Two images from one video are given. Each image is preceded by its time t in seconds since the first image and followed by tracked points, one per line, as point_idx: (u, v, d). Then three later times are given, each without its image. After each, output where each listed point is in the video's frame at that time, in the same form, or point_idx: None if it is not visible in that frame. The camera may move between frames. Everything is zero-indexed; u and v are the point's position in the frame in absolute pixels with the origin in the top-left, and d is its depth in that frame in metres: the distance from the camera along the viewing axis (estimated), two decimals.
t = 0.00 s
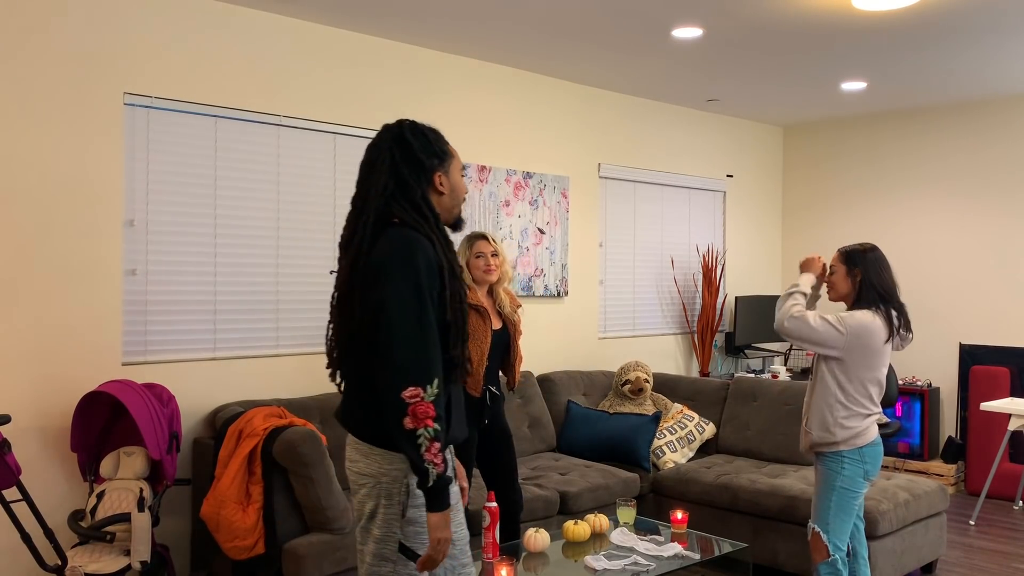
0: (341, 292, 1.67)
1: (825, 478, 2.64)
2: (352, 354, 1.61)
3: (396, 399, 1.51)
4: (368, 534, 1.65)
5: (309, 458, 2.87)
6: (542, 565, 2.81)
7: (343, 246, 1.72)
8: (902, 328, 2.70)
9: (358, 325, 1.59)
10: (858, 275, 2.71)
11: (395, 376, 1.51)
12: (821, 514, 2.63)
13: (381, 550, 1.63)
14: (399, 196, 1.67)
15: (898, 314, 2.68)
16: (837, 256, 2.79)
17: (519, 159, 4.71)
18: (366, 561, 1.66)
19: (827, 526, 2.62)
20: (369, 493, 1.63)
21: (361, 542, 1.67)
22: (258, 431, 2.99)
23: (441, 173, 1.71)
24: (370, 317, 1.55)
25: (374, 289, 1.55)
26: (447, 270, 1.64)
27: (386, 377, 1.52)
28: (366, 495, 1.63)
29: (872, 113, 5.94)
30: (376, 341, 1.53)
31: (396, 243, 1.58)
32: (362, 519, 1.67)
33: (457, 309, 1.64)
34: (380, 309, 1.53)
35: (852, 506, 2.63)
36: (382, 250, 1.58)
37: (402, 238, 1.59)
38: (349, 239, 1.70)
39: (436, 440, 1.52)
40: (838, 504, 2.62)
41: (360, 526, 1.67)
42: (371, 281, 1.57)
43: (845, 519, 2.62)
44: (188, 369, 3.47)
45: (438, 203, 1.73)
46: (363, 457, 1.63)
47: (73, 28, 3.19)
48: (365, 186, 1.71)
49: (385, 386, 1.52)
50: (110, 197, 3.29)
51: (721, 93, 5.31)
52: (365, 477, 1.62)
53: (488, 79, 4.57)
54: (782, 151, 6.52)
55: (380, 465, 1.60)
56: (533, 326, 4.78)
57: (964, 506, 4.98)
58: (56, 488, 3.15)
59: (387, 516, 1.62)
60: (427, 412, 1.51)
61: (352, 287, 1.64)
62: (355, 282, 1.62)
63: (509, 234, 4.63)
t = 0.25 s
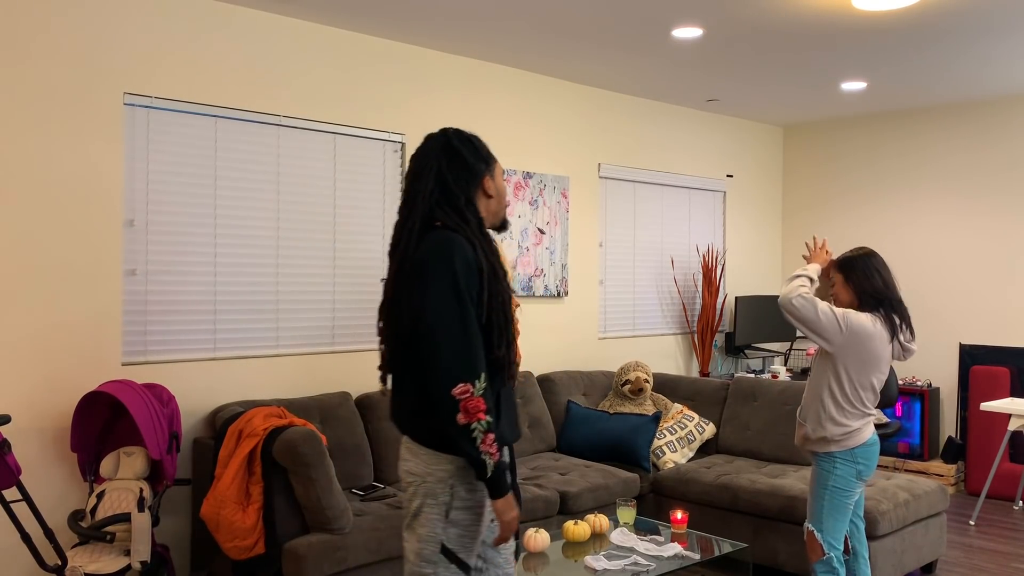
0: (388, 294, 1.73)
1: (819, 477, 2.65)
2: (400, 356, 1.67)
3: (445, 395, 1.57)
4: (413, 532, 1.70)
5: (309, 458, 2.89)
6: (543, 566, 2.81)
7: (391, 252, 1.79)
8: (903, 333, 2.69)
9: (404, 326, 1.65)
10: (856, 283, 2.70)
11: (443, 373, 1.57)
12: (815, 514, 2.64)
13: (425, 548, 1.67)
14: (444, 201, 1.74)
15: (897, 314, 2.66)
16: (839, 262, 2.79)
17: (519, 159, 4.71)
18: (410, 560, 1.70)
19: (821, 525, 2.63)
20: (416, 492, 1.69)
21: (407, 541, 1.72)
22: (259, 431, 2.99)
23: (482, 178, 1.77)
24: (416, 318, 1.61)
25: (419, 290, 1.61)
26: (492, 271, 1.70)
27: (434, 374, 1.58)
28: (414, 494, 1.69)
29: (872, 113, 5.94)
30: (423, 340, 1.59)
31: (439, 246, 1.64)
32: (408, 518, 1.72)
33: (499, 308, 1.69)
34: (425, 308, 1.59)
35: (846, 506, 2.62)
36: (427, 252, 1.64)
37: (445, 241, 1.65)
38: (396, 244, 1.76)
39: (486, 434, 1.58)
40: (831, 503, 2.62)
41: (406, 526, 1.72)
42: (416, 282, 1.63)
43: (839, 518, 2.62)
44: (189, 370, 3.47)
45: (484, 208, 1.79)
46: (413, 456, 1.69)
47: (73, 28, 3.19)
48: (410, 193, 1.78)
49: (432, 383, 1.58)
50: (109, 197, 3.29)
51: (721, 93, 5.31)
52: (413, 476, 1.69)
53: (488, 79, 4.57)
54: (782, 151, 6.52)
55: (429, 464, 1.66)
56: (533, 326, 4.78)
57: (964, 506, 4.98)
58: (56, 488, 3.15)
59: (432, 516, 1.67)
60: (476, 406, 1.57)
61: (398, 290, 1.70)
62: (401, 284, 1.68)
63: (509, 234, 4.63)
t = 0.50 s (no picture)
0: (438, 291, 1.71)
1: (819, 477, 2.65)
2: (453, 345, 1.65)
3: (502, 381, 1.55)
4: (471, 527, 1.65)
5: (310, 458, 2.90)
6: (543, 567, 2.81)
7: (437, 243, 1.77)
8: (903, 334, 2.70)
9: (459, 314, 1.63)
10: (854, 285, 2.71)
11: (501, 360, 1.56)
12: (814, 513, 2.64)
13: (487, 541, 1.62)
14: (495, 192, 1.72)
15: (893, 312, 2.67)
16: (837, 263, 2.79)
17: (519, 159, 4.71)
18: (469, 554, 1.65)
19: (821, 525, 2.62)
20: (472, 484, 1.63)
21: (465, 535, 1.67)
22: (259, 431, 2.98)
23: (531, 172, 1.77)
24: (474, 306, 1.59)
25: (477, 278, 1.59)
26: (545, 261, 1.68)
27: (490, 362, 1.56)
28: (471, 488, 1.63)
29: (872, 113, 5.94)
30: (480, 327, 1.58)
31: (493, 235, 1.62)
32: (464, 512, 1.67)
33: (550, 300, 1.68)
34: (483, 296, 1.58)
35: (846, 506, 2.62)
36: (481, 242, 1.62)
37: (501, 230, 1.63)
38: (442, 234, 1.74)
39: (543, 420, 1.57)
40: (831, 503, 2.62)
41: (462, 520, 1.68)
42: (472, 270, 1.61)
43: (839, 518, 2.62)
44: (189, 370, 3.47)
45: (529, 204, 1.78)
46: (468, 448, 1.63)
47: (73, 28, 3.19)
48: (457, 183, 1.75)
49: (489, 371, 1.56)
50: (110, 197, 3.29)
51: (721, 93, 5.31)
52: (470, 468, 1.62)
53: (488, 79, 4.57)
54: (782, 151, 6.52)
55: (482, 456, 1.61)
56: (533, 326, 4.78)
57: (964, 506, 4.98)
58: (56, 488, 3.15)
59: (493, 507, 1.62)
60: (534, 391, 1.56)
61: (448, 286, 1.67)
62: (453, 274, 1.66)
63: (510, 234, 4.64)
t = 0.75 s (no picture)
0: (490, 291, 1.70)
1: (819, 477, 2.65)
2: (514, 345, 1.64)
3: (576, 374, 1.56)
4: (562, 527, 1.61)
5: (309, 458, 2.89)
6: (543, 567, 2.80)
7: (483, 247, 1.76)
8: (904, 333, 2.69)
9: (524, 312, 1.62)
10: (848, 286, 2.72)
11: (575, 354, 1.56)
12: (814, 513, 2.64)
13: (583, 532, 1.61)
14: (545, 196, 1.75)
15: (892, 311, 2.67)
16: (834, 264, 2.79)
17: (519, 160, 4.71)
18: (566, 551, 1.62)
19: (822, 525, 2.62)
20: (544, 485, 1.60)
21: (552, 538, 1.62)
22: (259, 431, 2.98)
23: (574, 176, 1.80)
24: (542, 303, 1.60)
25: (545, 274, 1.60)
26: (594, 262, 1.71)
27: (564, 357, 1.56)
28: (544, 489, 1.60)
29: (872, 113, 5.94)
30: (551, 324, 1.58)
31: (554, 234, 1.64)
32: (546, 517, 1.62)
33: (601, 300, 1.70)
34: (553, 292, 1.58)
35: (846, 506, 2.62)
36: (542, 240, 1.63)
37: (562, 230, 1.65)
38: (492, 236, 1.73)
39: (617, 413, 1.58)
40: (831, 503, 2.62)
41: (544, 525, 1.63)
42: (537, 267, 1.61)
43: (839, 518, 2.61)
44: (189, 370, 3.47)
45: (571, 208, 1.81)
46: (530, 451, 1.61)
47: (73, 28, 3.19)
48: (503, 187, 1.76)
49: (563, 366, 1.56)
50: (109, 198, 3.29)
51: (721, 93, 5.31)
52: (537, 471, 1.60)
53: (488, 79, 4.57)
54: (782, 151, 6.52)
55: (547, 455, 1.60)
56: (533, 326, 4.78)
57: (964, 506, 4.98)
58: (56, 488, 3.15)
59: (572, 501, 1.61)
60: (606, 383, 1.58)
61: (504, 286, 1.66)
62: (511, 273, 1.65)
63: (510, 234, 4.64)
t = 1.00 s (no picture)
0: (533, 288, 1.71)
1: (817, 476, 2.64)
2: (563, 342, 1.67)
3: (629, 369, 1.63)
4: (602, 519, 1.66)
5: (309, 458, 2.90)
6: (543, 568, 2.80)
7: (522, 246, 1.77)
8: (902, 330, 2.69)
9: (576, 309, 1.66)
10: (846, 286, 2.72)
11: (630, 349, 1.63)
12: (812, 513, 2.63)
13: (622, 523, 1.67)
14: (584, 197, 1.80)
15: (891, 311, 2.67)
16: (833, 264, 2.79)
17: (519, 160, 4.71)
18: (604, 542, 1.68)
19: (820, 524, 2.61)
20: (586, 482, 1.64)
21: (590, 532, 1.67)
22: (259, 431, 2.98)
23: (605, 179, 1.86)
24: (596, 301, 1.65)
25: (599, 272, 1.65)
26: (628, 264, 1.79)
27: (618, 352, 1.63)
28: (588, 486, 1.64)
29: (872, 113, 5.94)
30: (606, 322, 1.63)
31: (603, 234, 1.70)
32: (584, 512, 1.67)
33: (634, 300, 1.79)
34: (608, 291, 1.64)
35: (844, 506, 2.61)
36: (592, 239, 1.69)
37: (609, 230, 1.72)
38: (537, 233, 1.75)
39: (662, 403, 1.68)
40: (829, 502, 2.61)
41: (582, 521, 1.67)
42: (589, 265, 1.67)
43: (838, 517, 2.61)
44: (189, 369, 3.47)
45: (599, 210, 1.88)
46: (570, 450, 1.64)
47: (73, 28, 3.19)
48: (546, 185, 1.79)
49: (617, 360, 1.63)
50: (109, 198, 3.29)
51: (720, 93, 5.30)
52: (579, 469, 1.64)
53: (488, 79, 4.57)
54: (782, 151, 6.52)
55: (589, 452, 1.64)
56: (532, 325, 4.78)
57: (964, 506, 4.98)
58: (56, 488, 3.15)
59: (614, 494, 1.66)
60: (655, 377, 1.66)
61: (553, 283, 1.69)
62: (561, 269, 1.68)
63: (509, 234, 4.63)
